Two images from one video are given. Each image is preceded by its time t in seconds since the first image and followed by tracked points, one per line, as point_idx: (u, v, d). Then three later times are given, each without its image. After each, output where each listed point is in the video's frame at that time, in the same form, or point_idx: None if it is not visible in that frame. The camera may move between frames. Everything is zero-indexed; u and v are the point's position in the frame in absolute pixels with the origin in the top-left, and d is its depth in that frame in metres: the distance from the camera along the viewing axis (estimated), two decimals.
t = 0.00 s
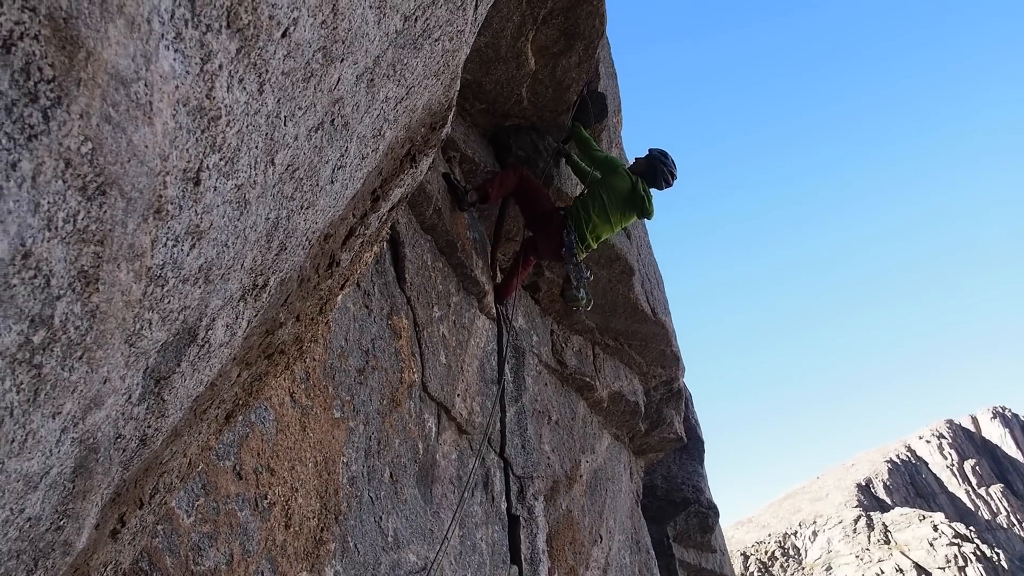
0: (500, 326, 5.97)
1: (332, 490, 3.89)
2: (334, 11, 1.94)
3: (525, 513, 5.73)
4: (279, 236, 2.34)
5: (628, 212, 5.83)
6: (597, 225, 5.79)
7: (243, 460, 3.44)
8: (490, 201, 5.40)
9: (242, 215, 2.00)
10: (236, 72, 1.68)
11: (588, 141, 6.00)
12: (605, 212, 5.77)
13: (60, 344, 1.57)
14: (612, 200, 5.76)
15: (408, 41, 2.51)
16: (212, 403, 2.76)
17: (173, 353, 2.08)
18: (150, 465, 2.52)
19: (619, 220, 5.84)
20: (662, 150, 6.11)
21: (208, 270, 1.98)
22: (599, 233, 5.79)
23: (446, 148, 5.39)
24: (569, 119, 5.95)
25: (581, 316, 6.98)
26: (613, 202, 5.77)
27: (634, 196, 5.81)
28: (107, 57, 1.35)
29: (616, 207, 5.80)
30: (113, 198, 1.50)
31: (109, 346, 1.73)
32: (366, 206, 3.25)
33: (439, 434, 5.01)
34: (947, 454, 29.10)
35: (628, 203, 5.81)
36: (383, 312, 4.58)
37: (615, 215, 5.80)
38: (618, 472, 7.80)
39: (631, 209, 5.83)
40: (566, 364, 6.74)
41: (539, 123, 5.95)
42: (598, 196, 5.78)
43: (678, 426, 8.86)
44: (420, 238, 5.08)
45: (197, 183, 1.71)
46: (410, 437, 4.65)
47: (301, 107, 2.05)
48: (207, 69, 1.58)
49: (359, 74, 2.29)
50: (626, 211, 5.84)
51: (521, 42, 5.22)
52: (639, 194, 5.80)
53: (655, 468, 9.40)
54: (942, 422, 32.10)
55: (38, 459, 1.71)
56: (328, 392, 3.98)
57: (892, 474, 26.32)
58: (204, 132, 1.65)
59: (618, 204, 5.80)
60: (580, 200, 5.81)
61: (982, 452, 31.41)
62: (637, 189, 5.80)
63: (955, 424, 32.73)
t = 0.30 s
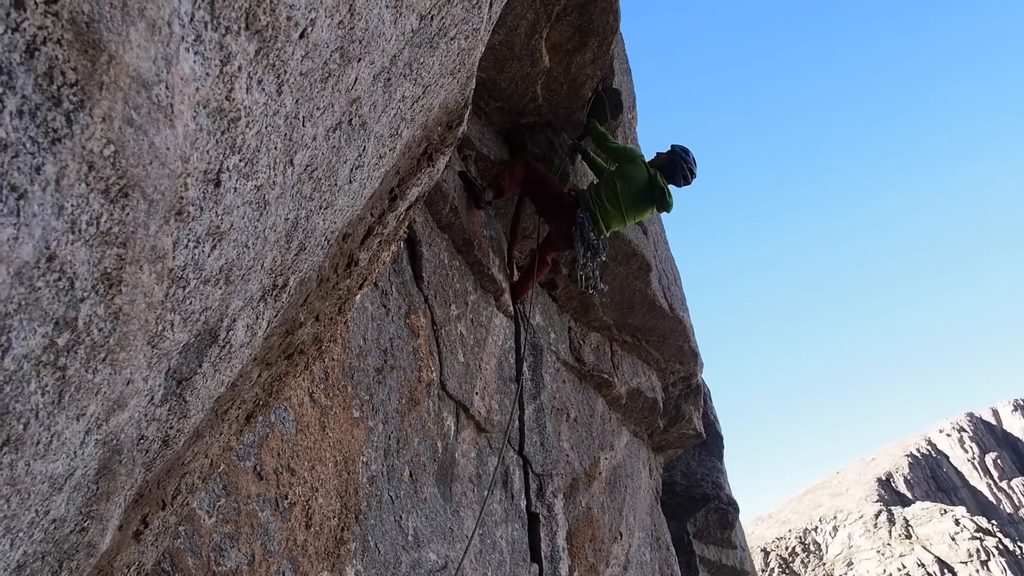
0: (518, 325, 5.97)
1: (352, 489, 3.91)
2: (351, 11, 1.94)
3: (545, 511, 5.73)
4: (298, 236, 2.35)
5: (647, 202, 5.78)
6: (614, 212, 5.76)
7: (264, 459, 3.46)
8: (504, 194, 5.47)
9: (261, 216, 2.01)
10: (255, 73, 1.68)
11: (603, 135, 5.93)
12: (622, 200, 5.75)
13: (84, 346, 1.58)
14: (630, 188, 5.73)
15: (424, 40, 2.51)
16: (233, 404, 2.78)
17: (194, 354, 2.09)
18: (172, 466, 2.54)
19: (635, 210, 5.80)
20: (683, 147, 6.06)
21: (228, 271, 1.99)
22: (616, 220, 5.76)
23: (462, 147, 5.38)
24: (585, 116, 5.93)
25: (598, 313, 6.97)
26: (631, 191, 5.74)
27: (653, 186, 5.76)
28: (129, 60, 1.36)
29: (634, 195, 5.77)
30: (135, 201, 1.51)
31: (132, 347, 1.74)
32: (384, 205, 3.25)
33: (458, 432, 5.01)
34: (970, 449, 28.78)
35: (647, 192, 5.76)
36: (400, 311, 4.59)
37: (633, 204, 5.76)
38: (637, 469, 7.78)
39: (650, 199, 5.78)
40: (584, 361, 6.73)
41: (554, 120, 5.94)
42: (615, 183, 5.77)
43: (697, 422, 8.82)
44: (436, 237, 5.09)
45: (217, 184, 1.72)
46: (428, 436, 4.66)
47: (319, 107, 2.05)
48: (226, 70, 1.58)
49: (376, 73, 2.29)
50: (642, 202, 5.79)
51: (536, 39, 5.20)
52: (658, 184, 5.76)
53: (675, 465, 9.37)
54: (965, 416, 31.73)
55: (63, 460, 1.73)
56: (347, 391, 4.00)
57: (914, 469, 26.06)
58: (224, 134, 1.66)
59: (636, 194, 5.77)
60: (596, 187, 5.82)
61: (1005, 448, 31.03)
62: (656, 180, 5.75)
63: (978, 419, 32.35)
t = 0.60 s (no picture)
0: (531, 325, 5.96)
1: (367, 491, 3.92)
2: (365, 13, 1.95)
3: (559, 512, 5.72)
4: (314, 238, 2.36)
5: (653, 194, 5.69)
6: (619, 202, 5.69)
7: (279, 461, 3.47)
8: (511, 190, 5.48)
9: (277, 218, 2.02)
10: (271, 75, 1.69)
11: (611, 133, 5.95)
12: (627, 191, 5.69)
13: (104, 349, 1.60)
14: (635, 179, 5.68)
15: (437, 41, 2.52)
16: (250, 406, 2.79)
17: (212, 356, 2.10)
18: (189, 468, 2.55)
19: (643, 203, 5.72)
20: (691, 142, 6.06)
21: (245, 273, 2.00)
22: (621, 211, 5.67)
23: (473, 148, 5.37)
24: (596, 116, 5.92)
25: (611, 313, 6.95)
26: (636, 182, 5.68)
27: (659, 178, 5.68)
28: (147, 64, 1.36)
29: (640, 188, 5.70)
30: (154, 203, 1.52)
31: (150, 350, 1.75)
32: (398, 207, 3.26)
33: (472, 433, 5.01)
34: (987, 448, 28.52)
35: (653, 184, 5.68)
36: (414, 312, 4.60)
37: (639, 195, 5.68)
38: (651, 469, 7.75)
39: (656, 191, 5.69)
40: (598, 361, 6.72)
41: (565, 121, 5.93)
42: (621, 174, 5.74)
43: (711, 422, 8.78)
44: (449, 238, 5.09)
45: (234, 186, 1.72)
46: (442, 437, 4.66)
47: (334, 109, 2.06)
48: (242, 74, 1.59)
49: (390, 75, 2.29)
50: (650, 194, 5.70)
51: (546, 39, 5.20)
52: (665, 176, 5.67)
53: (689, 465, 9.33)
54: (981, 415, 31.44)
55: (84, 462, 1.74)
56: (362, 393, 4.01)
57: (931, 469, 25.85)
58: (241, 136, 1.67)
59: (642, 185, 5.70)
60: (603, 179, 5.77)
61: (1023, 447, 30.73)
62: (663, 172, 5.68)
63: (995, 418, 32.04)
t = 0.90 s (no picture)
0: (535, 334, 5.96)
1: (371, 502, 3.91)
2: (371, 26, 1.96)
3: (565, 523, 5.70)
4: (319, 249, 2.37)
5: (660, 199, 5.69)
6: (626, 210, 5.72)
7: (284, 473, 3.47)
8: (514, 200, 5.48)
9: (284, 230, 2.02)
10: (278, 89, 1.70)
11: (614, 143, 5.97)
12: (634, 197, 5.69)
13: (112, 361, 1.60)
14: (641, 185, 5.67)
15: (442, 53, 2.53)
16: (255, 417, 2.79)
17: (218, 368, 2.11)
18: (195, 480, 2.55)
19: (650, 210, 5.71)
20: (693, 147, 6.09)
21: (251, 285, 2.01)
22: (628, 218, 5.70)
23: (477, 158, 5.38)
24: (599, 125, 5.95)
25: (615, 322, 6.95)
26: (642, 188, 5.67)
27: (664, 183, 5.67)
28: (158, 78, 1.38)
29: (646, 194, 5.69)
30: (163, 216, 1.53)
31: (158, 362, 1.76)
32: (403, 218, 3.27)
33: (477, 443, 5.01)
34: (994, 457, 28.37)
35: (659, 190, 5.68)
36: (418, 322, 4.61)
37: (646, 200, 5.68)
38: (657, 479, 7.72)
39: (662, 196, 5.68)
40: (602, 370, 6.71)
41: (569, 131, 5.96)
42: (625, 181, 5.74)
43: (717, 431, 8.75)
44: (453, 248, 5.10)
45: (241, 199, 1.73)
46: (447, 447, 4.66)
47: (340, 121, 2.07)
48: (250, 87, 1.61)
49: (395, 87, 2.31)
50: (656, 200, 5.70)
51: (550, 50, 5.22)
52: (671, 181, 5.68)
53: (695, 474, 9.29)
54: (988, 423, 31.30)
55: (91, 474, 1.74)
56: (367, 403, 4.02)
57: (938, 477, 25.71)
58: (248, 149, 1.68)
59: (648, 191, 5.69)
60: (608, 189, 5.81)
61: None
62: (668, 177, 5.68)
63: (1001, 426, 31.88)
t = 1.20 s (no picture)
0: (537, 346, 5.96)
1: (372, 516, 3.90)
2: (370, 44, 1.97)
3: (567, 536, 5.68)
4: (319, 265, 2.37)
5: (661, 212, 5.66)
6: (627, 223, 5.71)
7: (284, 488, 3.46)
8: (514, 213, 5.50)
9: (283, 246, 2.03)
10: (277, 106, 1.71)
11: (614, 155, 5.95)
12: (635, 210, 5.68)
13: (110, 379, 1.60)
14: (641, 198, 5.65)
15: (442, 70, 2.55)
16: (255, 432, 2.79)
17: (217, 384, 2.11)
18: (195, 496, 2.55)
19: (651, 223, 5.69)
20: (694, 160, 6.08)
21: (250, 301, 2.01)
22: (630, 231, 5.70)
23: (478, 171, 5.40)
24: (600, 138, 5.97)
25: (617, 334, 6.94)
26: (643, 201, 5.65)
27: (666, 197, 5.63)
28: (156, 98, 1.39)
29: (647, 208, 5.66)
30: (161, 235, 1.54)
31: (156, 379, 1.76)
32: (403, 232, 3.28)
33: (478, 457, 4.99)
34: (998, 467, 28.24)
35: (660, 203, 5.64)
36: (419, 336, 4.61)
37: (647, 213, 5.65)
38: (659, 492, 7.69)
39: (664, 210, 5.65)
40: (604, 383, 6.70)
41: (569, 143, 5.97)
42: (626, 195, 5.74)
43: (719, 443, 8.72)
44: (454, 261, 5.11)
45: (240, 216, 1.74)
46: (449, 461, 4.65)
47: (340, 137, 2.08)
48: (249, 105, 1.62)
49: (395, 103, 2.32)
50: (658, 214, 5.67)
51: (549, 64, 5.24)
52: (672, 194, 5.65)
53: (697, 486, 9.25)
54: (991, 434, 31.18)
55: (89, 492, 1.74)
56: (367, 417, 4.01)
57: (942, 488, 25.59)
58: (247, 167, 1.69)
59: (649, 204, 5.66)
60: (609, 202, 5.83)
61: None
62: (669, 190, 5.64)
63: (1005, 437, 31.76)
